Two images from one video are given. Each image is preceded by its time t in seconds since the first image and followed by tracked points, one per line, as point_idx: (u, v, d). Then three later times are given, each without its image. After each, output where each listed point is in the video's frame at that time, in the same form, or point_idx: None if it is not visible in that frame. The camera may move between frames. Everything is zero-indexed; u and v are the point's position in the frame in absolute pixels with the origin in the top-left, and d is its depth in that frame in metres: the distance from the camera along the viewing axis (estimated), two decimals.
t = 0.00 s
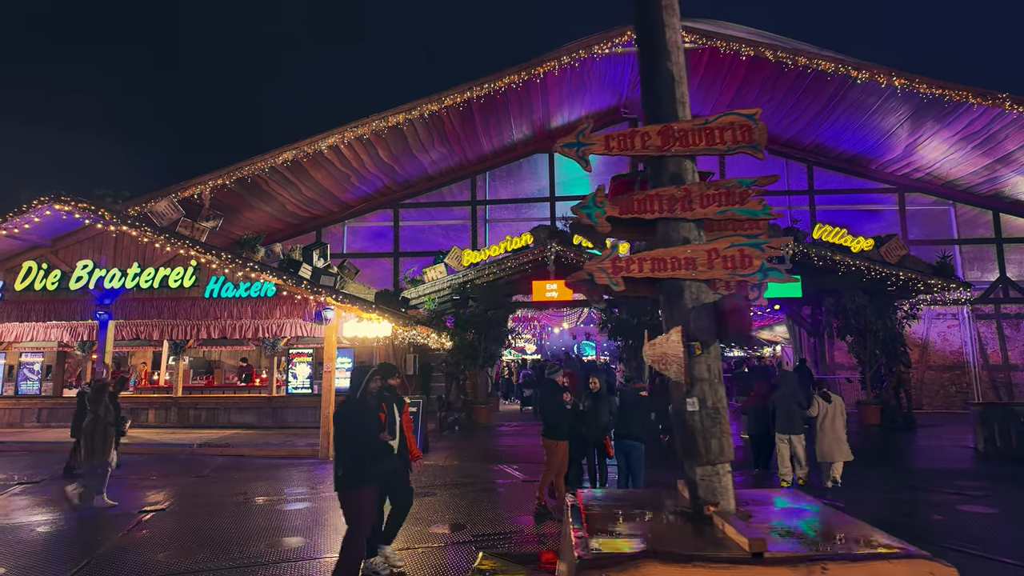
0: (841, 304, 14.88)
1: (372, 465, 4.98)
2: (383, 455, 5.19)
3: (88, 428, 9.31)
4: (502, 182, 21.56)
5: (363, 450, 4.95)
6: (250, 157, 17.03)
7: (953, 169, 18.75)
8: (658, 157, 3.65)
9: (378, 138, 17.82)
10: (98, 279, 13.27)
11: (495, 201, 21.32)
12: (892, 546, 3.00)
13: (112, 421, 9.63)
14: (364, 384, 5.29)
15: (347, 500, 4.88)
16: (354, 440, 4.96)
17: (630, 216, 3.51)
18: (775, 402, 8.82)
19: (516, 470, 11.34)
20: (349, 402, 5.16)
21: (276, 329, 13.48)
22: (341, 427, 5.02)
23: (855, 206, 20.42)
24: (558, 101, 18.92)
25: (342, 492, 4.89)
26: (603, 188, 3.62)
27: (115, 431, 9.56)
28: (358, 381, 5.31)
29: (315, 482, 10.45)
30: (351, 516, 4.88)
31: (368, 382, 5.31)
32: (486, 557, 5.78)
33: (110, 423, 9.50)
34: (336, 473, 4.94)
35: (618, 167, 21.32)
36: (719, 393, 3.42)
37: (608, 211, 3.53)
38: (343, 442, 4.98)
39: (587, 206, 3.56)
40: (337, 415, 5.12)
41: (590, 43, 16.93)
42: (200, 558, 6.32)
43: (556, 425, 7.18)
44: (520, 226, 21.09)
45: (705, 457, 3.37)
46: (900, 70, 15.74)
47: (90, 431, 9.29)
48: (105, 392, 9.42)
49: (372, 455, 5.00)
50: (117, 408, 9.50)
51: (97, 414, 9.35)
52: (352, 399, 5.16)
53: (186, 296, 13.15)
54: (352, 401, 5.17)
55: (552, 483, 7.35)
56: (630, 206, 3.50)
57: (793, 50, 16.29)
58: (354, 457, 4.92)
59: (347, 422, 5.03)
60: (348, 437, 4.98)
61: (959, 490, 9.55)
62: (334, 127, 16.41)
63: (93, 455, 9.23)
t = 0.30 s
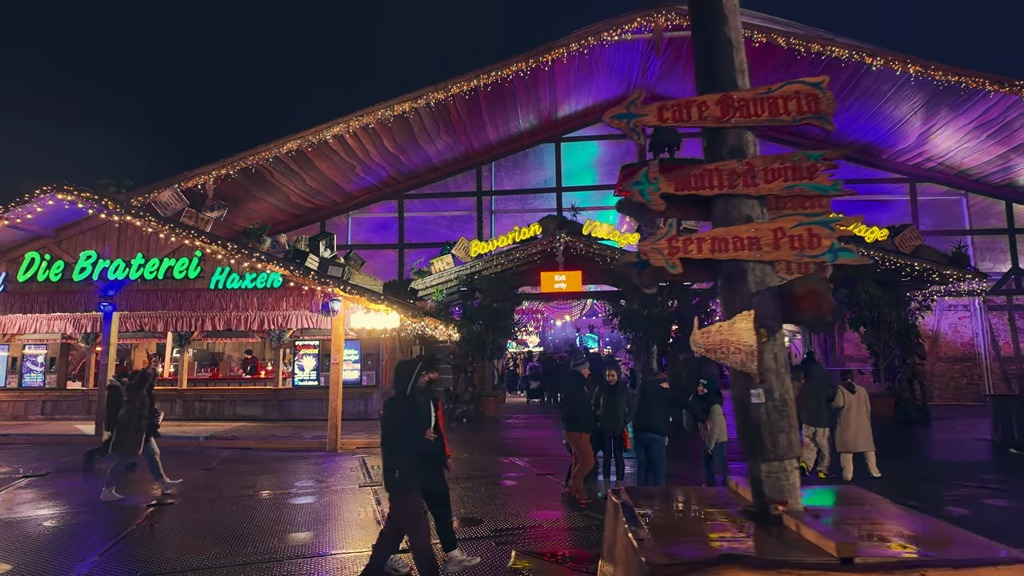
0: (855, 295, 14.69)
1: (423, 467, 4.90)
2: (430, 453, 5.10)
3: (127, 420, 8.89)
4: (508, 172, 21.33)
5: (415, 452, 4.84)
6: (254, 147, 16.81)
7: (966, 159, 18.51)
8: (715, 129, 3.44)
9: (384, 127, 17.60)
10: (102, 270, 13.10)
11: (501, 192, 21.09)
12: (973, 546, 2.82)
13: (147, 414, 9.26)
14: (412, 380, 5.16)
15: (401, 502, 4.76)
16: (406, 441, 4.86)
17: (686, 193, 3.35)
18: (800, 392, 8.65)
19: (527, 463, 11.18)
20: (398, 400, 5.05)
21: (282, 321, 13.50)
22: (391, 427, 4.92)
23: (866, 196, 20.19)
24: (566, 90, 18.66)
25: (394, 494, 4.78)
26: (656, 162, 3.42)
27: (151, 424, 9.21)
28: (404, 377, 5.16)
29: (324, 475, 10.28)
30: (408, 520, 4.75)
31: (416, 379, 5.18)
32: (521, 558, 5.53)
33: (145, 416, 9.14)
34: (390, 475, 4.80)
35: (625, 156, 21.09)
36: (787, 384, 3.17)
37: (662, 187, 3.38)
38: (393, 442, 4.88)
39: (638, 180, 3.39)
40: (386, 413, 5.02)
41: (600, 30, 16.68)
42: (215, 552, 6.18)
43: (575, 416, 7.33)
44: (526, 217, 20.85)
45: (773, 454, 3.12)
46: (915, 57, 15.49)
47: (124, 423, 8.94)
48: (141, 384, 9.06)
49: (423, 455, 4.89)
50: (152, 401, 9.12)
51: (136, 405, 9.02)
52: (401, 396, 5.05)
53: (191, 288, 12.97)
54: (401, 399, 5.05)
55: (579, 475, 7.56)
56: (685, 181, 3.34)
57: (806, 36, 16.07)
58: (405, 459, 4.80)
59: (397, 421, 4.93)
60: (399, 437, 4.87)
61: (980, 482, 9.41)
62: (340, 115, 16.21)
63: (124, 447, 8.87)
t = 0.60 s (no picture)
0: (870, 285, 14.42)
1: (491, 460, 4.82)
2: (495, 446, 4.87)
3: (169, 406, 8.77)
4: (514, 160, 20.99)
5: (477, 446, 4.75)
6: (256, 133, 16.50)
7: (981, 146, 18.18)
8: (799, 90, 3.09)
9: (389, 113, 17.27)
10: (103, 259, 12.83)
11: (507, 180, 20.77)
12: None
13: (187, 402, 9.12)
14: (474, 369, 4.95)
15: (466, 499, 4.74)
16: (468, 434, 4.77)
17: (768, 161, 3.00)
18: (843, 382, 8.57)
19: (538, 456, 10.96)
20: (458, 392, 4.94)
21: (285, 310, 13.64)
22: (454, 418, 4.88)
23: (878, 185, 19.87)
24: (574, 75, 18.32)
25: (460, 491, 4.76)
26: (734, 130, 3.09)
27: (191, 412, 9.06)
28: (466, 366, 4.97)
29: (332, 468, 10.04)
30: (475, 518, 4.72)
31: (479, 366, 4.95)
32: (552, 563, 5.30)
33: (185, 404, 8.96)
34: (457, 471, 4.75)
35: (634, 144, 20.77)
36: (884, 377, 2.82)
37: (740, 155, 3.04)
38: (456, 437, 4.83)
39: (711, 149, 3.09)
40: (449, 403, 4.97)
41: (610, 13, 16.33)
42: (227, 548, 5.96)
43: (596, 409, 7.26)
44: (532, 206, 20.53)
45: (872, 458, 2.78)
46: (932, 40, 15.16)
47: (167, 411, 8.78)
48: (181, 372, 8.79)
49: (486, 449, 4.77)
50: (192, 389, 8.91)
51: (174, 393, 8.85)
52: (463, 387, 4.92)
53: (195, 277, 12.71)
54: (461, 388, 4.94)
55: (606, 478, 7.20)
56: (768, 151, 3.01)
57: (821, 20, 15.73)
58: (470, 453, 4.75)
59: (458, 415, 4.87)
60: (462, 430, 4.79)
61: (1008, 476, 9.16)
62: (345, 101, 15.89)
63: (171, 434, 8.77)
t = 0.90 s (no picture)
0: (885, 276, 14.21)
1: (559, 463, 4.44)
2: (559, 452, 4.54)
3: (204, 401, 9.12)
4: (520, 149, 20.72)
5: (544, 447, 4.39)
6: (259, 122, 16.20)
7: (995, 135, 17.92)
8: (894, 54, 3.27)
9: (394, 102, 16.97)
10: (105, 249, 12.61)
11: (512, 170, 20.51)
12: None
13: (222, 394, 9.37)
14: (540, 366, 4.65)
15: (530, 504, 4.32)
16: (533, 434, 4.42)
17: (859, 132, 3.23)
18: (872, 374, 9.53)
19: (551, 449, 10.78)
20: (525, 389, 4.61)
21: (291, 302, 13.51)
22: (519, 418, 4.51)
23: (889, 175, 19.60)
24: (581, 63, 18.01)
25: (522, 495, 4.35)
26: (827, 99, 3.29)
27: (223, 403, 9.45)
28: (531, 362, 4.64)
29: (339, 462, 9.86)
30: (541, 523, 4.32)
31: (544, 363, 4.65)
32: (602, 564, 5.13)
33: (221, 396, 9.33)
34: (520, 473, 4.36)
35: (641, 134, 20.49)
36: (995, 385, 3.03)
37: (829, 125, 3.26)
38: (520, 437, 4.48)
39: (796, 120, 3.29)
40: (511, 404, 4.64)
41: None
42: (234, 550, 5.68)
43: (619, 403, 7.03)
44: (538, 196, 20.27)
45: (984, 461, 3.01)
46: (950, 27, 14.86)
47: (202, 406, 9.16)
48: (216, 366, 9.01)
49: (554, 450, 4.41)
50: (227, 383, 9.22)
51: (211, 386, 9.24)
52: (528, 385, 4.59)
53: (199, 268, 12.51)
54: (527, 384, 4.61)
55: (630, 473, 6.96)
56: (862, 121, 3.21)
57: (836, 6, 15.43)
58: (535, 455, 4.37)
59: (523, 413, 4.52)
60: (527, 431, 4.44)
61: None
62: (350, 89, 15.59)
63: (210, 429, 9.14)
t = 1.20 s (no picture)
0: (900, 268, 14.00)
1: (653, 451, 4.30)
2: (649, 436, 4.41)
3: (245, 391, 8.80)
4: (527, 139, 20.42)
5: (635, 436, 4.25)
6: (264, 111, 15.92)
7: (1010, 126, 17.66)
8: None
9: (400, 91, 16.69)
10: (108, 241, 12.35)
11: (519, 160, 20.23)
12: None
13: (267, 385, 9.15)
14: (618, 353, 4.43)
15: (630, 497, 4.22)
16: (623, 424, 4.25)
17: (986, 93, 2.89)
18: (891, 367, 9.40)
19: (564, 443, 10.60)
20: (607, 378, 4.40)
21: (297, 294, 13.38)
22: (608, 411, 4.31)
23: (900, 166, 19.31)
24: (591, 51, 17.72)
25: (620, 488, 4.23)
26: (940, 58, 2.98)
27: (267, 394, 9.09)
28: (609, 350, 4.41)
29: (348, 457, 9.66)
30: (637, 515, 4.22)
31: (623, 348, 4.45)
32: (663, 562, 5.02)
33: (265, 386, 9.04)
34: (617, 467, 4.22)
35: (649, 124, 20.23)
36: None
37: (950, 88, 2.94)
38: (609, 428, 4.31)
39: (913, 82, 2.99)
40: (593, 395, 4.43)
41: None
42: (249, 552, 5.46)
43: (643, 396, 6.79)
44: (545, 187, 20.00)
45: None
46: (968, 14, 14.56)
47: (244, 397, 8.88)
48: (260, 355, 9.00)
49: (646, 440, 4.26)
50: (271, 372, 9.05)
51: (252, 376, 8.92)
52: (612, 374, 4.39)
53: (204, 259, 12.29)
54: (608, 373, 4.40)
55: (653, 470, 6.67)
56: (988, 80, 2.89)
57: None
58: (628, 445, 4.24)
59: (610, 404, 4.31)
60: (618, 422, 4.26)
61: None
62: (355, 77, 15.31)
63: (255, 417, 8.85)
